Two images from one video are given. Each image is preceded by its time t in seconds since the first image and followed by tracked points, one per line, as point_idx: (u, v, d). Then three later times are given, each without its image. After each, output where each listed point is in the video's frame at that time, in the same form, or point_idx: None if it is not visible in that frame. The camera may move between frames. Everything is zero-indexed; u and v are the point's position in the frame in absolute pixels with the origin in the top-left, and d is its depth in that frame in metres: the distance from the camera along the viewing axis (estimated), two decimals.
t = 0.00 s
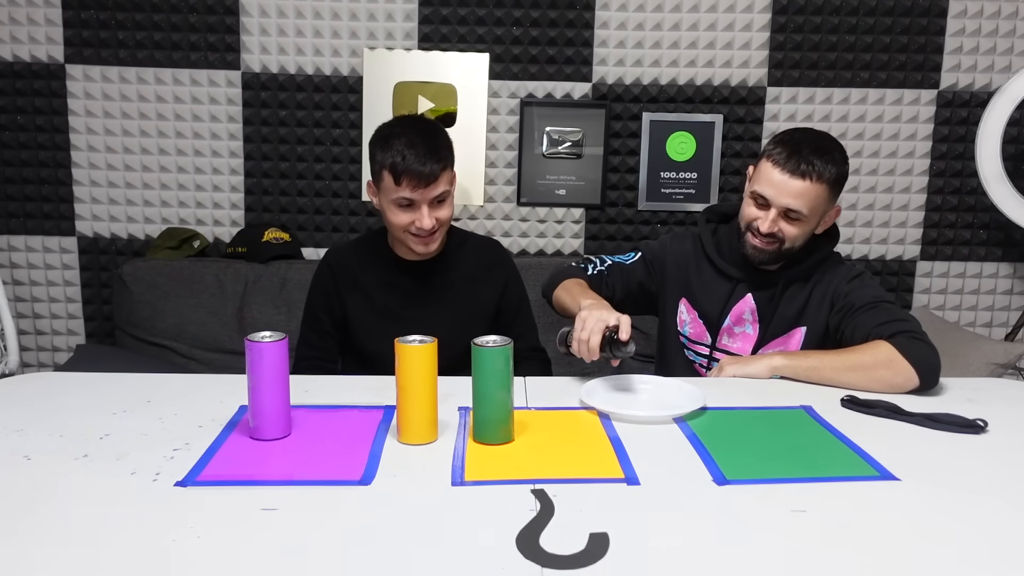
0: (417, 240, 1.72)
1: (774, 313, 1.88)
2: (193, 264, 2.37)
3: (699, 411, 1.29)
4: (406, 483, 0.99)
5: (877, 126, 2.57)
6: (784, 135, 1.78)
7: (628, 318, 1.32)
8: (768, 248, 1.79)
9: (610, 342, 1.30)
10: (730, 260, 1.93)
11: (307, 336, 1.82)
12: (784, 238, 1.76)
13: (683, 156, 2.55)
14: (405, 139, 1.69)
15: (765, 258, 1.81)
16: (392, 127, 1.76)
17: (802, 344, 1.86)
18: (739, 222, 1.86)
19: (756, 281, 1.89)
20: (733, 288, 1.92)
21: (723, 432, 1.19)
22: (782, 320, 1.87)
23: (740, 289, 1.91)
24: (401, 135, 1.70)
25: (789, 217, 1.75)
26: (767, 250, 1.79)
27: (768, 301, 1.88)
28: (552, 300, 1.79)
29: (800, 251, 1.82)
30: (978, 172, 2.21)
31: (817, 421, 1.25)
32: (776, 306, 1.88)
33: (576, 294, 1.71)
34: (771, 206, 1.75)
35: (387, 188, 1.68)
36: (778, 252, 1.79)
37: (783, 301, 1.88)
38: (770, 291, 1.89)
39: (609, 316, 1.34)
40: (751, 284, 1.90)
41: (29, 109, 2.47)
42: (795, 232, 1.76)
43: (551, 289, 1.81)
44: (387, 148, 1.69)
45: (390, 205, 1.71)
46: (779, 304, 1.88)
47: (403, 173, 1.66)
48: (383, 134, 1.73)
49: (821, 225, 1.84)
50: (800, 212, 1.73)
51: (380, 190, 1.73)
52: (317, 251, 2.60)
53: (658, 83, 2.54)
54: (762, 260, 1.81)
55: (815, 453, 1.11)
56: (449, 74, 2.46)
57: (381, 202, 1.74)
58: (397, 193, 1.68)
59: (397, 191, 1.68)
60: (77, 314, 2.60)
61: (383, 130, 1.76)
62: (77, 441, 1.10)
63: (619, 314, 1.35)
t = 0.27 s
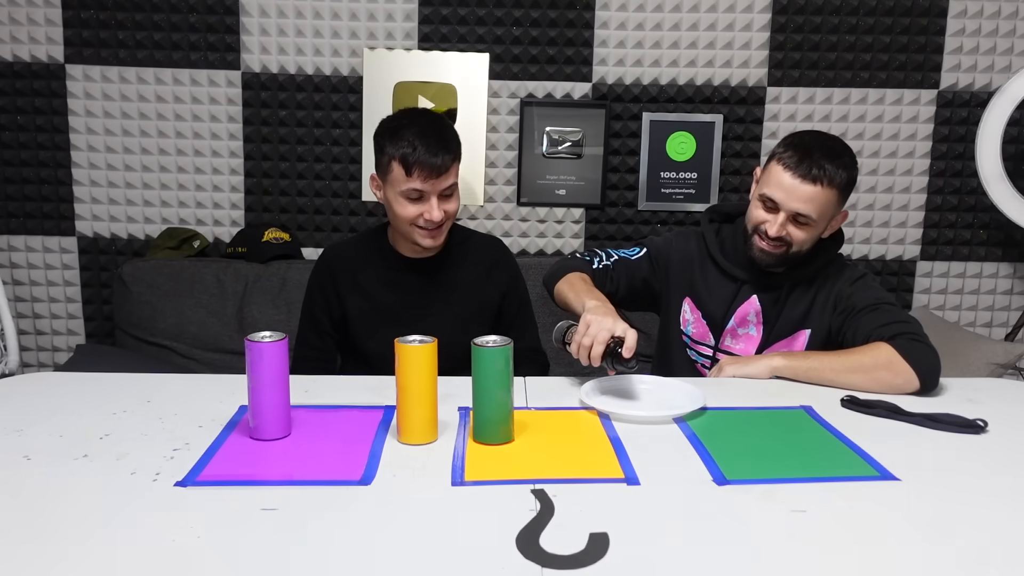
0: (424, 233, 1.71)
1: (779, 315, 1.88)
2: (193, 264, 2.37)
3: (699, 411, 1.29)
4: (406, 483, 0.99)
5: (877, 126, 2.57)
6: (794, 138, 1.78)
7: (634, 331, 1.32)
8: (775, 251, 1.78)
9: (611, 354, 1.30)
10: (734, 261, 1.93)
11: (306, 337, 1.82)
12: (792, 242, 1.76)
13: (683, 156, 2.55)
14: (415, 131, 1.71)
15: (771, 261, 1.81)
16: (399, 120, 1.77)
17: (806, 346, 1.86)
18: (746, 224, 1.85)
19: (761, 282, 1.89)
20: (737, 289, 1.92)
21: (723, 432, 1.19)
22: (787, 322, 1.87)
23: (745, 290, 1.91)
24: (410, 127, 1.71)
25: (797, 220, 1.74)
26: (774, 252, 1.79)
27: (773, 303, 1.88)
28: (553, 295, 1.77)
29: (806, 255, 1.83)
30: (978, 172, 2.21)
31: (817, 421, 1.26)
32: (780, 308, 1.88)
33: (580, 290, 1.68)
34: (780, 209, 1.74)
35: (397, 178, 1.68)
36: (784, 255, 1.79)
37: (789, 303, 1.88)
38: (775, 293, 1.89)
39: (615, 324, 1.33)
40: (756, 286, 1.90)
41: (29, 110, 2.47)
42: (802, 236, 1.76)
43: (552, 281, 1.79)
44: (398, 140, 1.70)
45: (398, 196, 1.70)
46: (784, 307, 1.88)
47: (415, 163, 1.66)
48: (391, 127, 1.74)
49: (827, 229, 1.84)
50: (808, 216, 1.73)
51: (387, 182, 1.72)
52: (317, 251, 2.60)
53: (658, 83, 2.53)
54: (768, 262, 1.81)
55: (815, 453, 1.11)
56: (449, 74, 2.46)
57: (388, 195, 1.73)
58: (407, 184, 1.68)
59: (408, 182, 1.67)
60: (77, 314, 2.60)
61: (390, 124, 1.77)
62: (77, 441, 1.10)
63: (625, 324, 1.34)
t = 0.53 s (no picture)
0: (425, 234, 1.70)
1: (781, 316, 1.88)
2: (193, 264, 2.37)
3: (699, 411, 1.29)
4: (406, 483, 0.99)
5: (877, 126, 2.57)
6: (801, 139, 1.77)
7: (638, 343, 1.31)
8: (779, 254, 1.79)
9: (613, 364, 1.29)
10: (737, 263, 1.93)
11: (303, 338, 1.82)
12: (796, 245, 1.76)
13: (683, 156, 2.55)
14: (419, 132, 1.71)
15: (775, 263, 1.82)
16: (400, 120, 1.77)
17: (808, 347, 1.87)
18: (750, 225, 1.85)
19: (764, 283, 1.89)
20: (740, 290, 1.92)
21: (723, 432, 1.19)
22: (789, 323, 1.87)
23: (747, 291, 1.90)
24: (414, 127, 1.72)
25: (801, 223, 1.74)
26: (778, 255, 1.79)
27: (775, 305, 1.88)
28: (555, 294, 1.77)
29: (810, 257, 1.83)
30: (978, 172, 2.21)
31: (818, 421, 1.26)
32: (783, 310, 1.88)
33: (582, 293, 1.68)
34: (785, 212, 1.74)
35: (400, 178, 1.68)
36: (788, 257, 1.79)
37: (791, 304, 1.88)
38: (778, 294, 1.89)
39: (620, 334, 1.32)
40: (759, 287, 1.90)
41: (29, 110, 2.47)
42: (807, 239, 1.76)
43: (553, 280, 1.79)
44: (401, 140, 1.70)
45: (401, 196, 1.69)
46: (786, 308, 1.88)
47: (419, 163, 1.66)
48: (394, 127, 1.74)
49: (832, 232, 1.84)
50: (814, 220, 1.73)
51: (389, 181, 1.71)
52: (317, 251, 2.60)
53: (658, 83, 2.53)
54: (772, 264, 1.81)
55: (815, 453, 1.11)
56: (449, 74, 2.46)
57: (390, 195, 1.72)
58: (411, 184, 1.68)
59: (411, 182, 1.67)
60: (77, 314, 2.60)
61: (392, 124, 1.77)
62: (77, 442, 1.10)
63: (630, 334, 1.33)
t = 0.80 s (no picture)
0: (427, 239, 1.70)
1: (781, 317, 1.88)
2: (193, 264, 2.37)
3: (699, 411, 1.29)
4: (406, 483, 0.99)
5: (877, 126, 2.57)
6: (804, 140, 1.77)
7: (637, 345, 1.31)
8: (780, 254, 1.79)
9: (613, 367, 1.29)
10: (737, 263, 1.93)
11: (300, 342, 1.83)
12: (798, 246, 1.76)
13: (683, 156, 2.55)
14: (421, 136, 1.70)
15: (776, 264, 1.82)
16: (401, 121, 1.76)
17: (808, 347, 1.88)
18: (752, 225, 1.85)
19: (764, 284, 1.89)
20: (740, 290, 1.92)
21: (723, 432, 1.19)
22: (790, 324, 1.87)
23: (748, 291, 1.90)
24: (417, 131, 1.70)
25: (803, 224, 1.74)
26: (779, 255, 1.79)
27: (775, 305, 1.88)
28: (555, 294, 1.77)
29: (811, 258, 1.83)
30: (978, 172, 2.21)
31: (818, 421, 1.26)
32: (783, 310, 1.88)
33: (585, 292, 1.68)
34: (788, 214, 1.74)
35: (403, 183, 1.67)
36: (789, 258, 1.80)
37: (791, 305, 1.88)
38: (778, 295, 1.89)
39: (620, 336, 1.32)
40: (759, 287, 1.89)
41: (29, 110, 2.47)
42: (809, 240, 1.76)
43: (553, 279, 1.79)
44: (403, 144, 1.69)
45: (403, 201, 1.69)
46: (787, 309, 1.88)
47: (422, 169, 1.66)
48: (396, 129, 1.73)
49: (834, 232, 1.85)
50: (816, 221, 1.73)
51: (391, 186, 1.71)
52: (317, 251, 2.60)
53: (658, 83, 2.53)
54: (773, 265, 1.82)
55: (815, 453, 1.11)
56: (449, 74, 2.46)
57: (391, 199, 1.71)
58: (413, 190, 1.67)
59: (414, 188, 1.67)
60: (77, 314, 2.60)
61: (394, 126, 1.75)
62: (77, 442, 1.10)
63: (631, 337, 1.33)
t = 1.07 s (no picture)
0: (425, 254, 1.68)
1: (781, 317, 1.88)
2: (193, 264, 2.37)
3: (699, 411, 1.29)
4: (406, 483, 0.99)
5: (877, 126, 2.57)
6: (804, 141, 1.77)
7: (638, 348, 1.31)
8: (780, 255, 1.79)
9: (613, 369, 1.29)
10: (737, 263, 1.93)
11: (297, 358, 1.83)
12: (798, 246, 1.76)
13: (683, 156, 2.55)
14: (414, 149, 1.68)
15: (776, 264, 1.82)
16: (390, 134, 1.74)
17: (808, 347, 1.87)
18: (752, 226, 1.85)
19: (764, 283, 1.89)
20: (740, 290, 1.92)
21: (723, 432, 1.19)
22: (789, 324, 1.87)
23: (748, 291, 1.90)
24: (409, 145, 1.69)
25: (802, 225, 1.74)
26: (779, 256, 1.79)
27: (775, 305, 1.89)
28: (555, 294, 1.77)
29: (811, 258, 1.83)
30: (978, 172, 2.21)
31: (818, 421, 1.26)
32: (783, 310, 1.88)
33: (585, 292, 1.68)
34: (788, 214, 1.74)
35: (398, 200, 1.65)
36: (789, 258, 1.80)
37: (791, 305, 1.88)
38: (778, 294, 1.89)
39: (620, 338, 1.32)
40: (759, 287, 1.90)
41: (29, 110, 2.47)
42: (809, 241, 1.76)
43: (554, 279, 1.79)
44: (396, 159, 1.67)
45: (399, 218, 1.67)
46: (787, 309, 1.88)
47: (417, 184, 1.64)
48: (387, 145, 1.70)
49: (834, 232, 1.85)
50: (816, 221, 1.73)
51: (385, 203, 1.68)
52: (317, 251, 2.60)
53: (658, 83, 2.53)
54: (773, 265, 1.82)
55: (815, 453, 1.11)
56: (449, 74, 2.46)
57: (386, 217, 1.69)
58: (409, 206, 1.65)
59: (409, 204, 1.65)
60: (77, 314, 2.60)
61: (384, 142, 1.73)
62: (77, 441, 1.10)
63: (631, 339, 1.33)
